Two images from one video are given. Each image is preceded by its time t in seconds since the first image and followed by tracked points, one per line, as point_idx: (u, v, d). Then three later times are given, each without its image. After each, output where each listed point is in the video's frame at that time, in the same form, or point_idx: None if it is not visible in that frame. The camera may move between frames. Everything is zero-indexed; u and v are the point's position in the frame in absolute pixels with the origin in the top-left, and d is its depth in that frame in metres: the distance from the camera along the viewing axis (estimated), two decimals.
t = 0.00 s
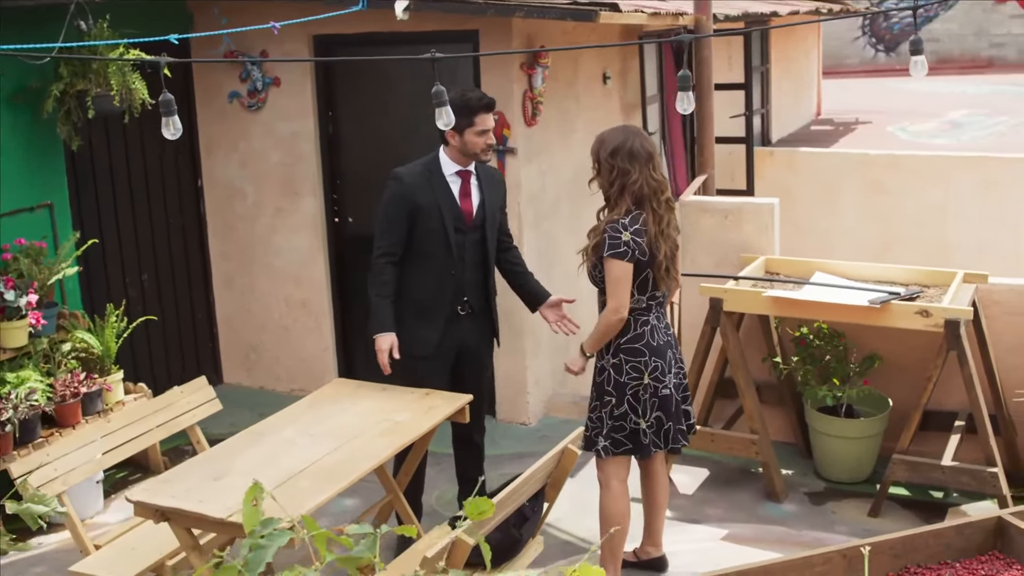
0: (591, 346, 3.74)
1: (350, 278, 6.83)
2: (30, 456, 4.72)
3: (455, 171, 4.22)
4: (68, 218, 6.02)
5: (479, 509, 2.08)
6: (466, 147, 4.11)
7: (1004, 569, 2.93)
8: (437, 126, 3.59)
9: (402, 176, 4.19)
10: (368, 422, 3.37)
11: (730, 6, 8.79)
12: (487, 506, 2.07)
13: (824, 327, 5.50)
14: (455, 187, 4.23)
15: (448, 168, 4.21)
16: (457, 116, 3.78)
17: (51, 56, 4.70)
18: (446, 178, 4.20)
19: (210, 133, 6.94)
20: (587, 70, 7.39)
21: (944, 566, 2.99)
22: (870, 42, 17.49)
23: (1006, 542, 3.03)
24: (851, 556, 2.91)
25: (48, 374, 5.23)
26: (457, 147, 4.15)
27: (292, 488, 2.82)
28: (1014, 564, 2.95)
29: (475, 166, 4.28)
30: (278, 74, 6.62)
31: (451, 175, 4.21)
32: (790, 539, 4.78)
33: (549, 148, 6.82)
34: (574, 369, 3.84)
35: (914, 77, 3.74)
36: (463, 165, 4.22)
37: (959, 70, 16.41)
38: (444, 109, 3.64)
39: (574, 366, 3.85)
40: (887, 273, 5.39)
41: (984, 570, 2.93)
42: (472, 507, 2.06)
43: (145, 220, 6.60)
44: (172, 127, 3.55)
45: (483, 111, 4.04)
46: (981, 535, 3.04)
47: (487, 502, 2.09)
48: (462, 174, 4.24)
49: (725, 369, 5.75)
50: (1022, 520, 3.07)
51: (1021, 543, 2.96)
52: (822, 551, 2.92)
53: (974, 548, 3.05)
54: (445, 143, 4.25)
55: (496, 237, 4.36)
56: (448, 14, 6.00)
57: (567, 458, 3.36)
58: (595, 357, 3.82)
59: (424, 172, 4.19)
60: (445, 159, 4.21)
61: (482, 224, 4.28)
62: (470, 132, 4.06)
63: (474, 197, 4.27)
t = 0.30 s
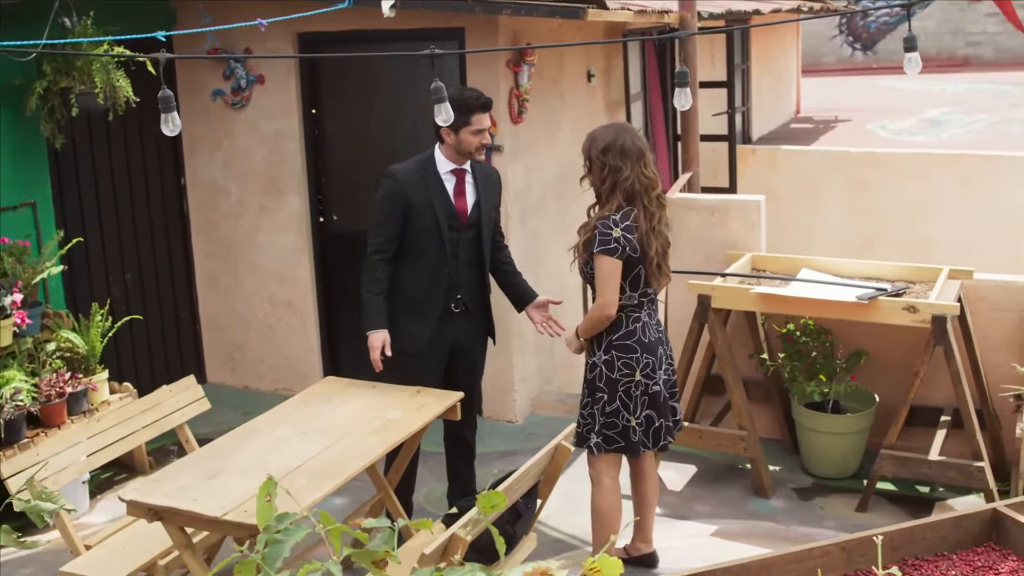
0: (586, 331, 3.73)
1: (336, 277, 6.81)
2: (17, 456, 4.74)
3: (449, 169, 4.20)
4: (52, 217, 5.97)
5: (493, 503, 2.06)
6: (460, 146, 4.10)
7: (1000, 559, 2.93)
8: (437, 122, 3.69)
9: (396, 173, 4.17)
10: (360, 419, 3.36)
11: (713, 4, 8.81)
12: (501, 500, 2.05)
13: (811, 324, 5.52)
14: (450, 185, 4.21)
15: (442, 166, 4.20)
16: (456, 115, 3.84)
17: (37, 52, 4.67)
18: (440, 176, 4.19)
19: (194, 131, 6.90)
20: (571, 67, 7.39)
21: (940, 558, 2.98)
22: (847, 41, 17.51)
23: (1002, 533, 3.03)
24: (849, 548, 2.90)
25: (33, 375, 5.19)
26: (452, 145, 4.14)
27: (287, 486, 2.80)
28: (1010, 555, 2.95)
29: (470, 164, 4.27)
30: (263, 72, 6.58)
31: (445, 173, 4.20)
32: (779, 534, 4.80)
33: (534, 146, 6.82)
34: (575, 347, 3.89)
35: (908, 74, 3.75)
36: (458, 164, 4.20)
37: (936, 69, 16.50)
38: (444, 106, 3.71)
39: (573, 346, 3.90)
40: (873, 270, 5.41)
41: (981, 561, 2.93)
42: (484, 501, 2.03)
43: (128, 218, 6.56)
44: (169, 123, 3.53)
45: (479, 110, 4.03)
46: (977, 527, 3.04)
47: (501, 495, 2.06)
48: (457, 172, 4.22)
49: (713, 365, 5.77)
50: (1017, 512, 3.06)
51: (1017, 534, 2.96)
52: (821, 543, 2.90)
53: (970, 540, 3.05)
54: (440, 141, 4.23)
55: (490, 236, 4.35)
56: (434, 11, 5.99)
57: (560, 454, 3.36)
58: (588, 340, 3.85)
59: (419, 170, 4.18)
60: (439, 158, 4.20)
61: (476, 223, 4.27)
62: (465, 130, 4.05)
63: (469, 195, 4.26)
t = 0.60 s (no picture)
0: (581, 343, 3.78)
1: (326, 275, 6.80)
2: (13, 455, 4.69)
3: (444, 168, 4.20)
4: (40, 217, 5.95)
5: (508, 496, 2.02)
6: (455, 144, 4.10)
7: (999, 552, 2.99)
8: (438, 120, 3.72)
9: (391, 172, 4.17)
10: (355, 418, 3.36)
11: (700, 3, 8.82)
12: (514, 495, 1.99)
13: (802, 321, 5.54)
14: (444, 183, 4.21)
15: (437, 164, 4.19)
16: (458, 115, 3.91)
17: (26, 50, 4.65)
18: (435, 174, 4.19)
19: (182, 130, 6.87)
20: (560, 65, 7.39)
21: (941, 551, 3.02)
22: (830, 39, 17.55)
23: (1000, 527, 3.09)
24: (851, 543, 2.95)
25: (22, 374, 5.16)
26: (446, 143, 4.14)
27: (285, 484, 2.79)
28: (1009, 548, 3.01)
29: (464, 162, 4.26)
30: (252, 70, 6.56)
31: (440, 171, 4.20)
32: (772, 531, 4.81)
33: (524, 144, 6.82)
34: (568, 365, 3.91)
35: (906, 71, 3.77)
36: (452, 161, 4.20)
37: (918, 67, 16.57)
38: (446, 104, 3.73)
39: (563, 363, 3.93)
40: (863, 267, 5.43)
41: (980, 554, 2.98)
42: (500, 496, 1.96)
43: (116, 217, 6.52)
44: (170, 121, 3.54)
45: (473, 108, 4.02)
46: (976, 521, 3.09)
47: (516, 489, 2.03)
48: (451, 170, 4.22)
49: (704, 362, 5.77)
50: (1015, 505, 3.12)
51: (1015, 528, 3.02)
52: (824, 537, 2.94)
53: (969, 533, 3.09)
54: (434, 139, 4.23)
55: (485, 234, 4.35)
56: (424, 9, 5.97)
57: (557, 451, 3.37)
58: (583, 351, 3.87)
59: (414, 168, 4.18)
60: (434, 156, 4.19)
61: (471, 221, 4.27)
62: (459, 127, 4.05)
63: (464, 193, 4.26)
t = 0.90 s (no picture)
0: (577, 353, 3.77)
1: (314, 276, 6.77)
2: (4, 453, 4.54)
3: (437, 167, 4.20)
4: (28, 216, 5.89)
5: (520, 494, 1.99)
6: (448, 143, 4.09)
7: (996, 547, 3.06)
8: (439, 120, 3.74)
9: (383, 171, 4.17)
10: (350, 417, 3.35)
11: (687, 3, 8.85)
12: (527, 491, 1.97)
13: (792, 319, 5.56)
14: (437, 182, 4.21)
15: (430, 164, 4.19)
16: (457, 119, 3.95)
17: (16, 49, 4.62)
18: (428, 174, 4.19)
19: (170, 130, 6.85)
20: (549, 65, 7.39)
21: (939, 545, 3.09)
22: (812, 39, 17.63)
23: (997, 521, 3.16)
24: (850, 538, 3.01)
25: (12, 375, 5.11)
26: (439, 142, 4.13)
27: (283, 483, 2.78)
28: (1006, 542, 3.09)
29: (456, 162, 4.27)
30: (241, 70, 6.55)
31: (433, 170, 4.19)
32: (764, 528, 4.83)
33: (514, 144, 6.82)
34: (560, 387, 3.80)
35: (903, 71, 3.79)
36: (444, 161, 4.20)
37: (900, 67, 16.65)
38: (446, 104, 3.78)
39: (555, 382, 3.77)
40: (853, 265, 5.46)
41: (977, 548, 3.06)
42: (512, 491, 1.95)
43: (105, 217, 6.49)
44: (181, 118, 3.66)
45: (466, 107, 4.03)
46: (973, 515, 3.16)
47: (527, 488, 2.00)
48: (444, 170, 4.22)
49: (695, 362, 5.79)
50: (1011, 500, 3.19)
51: (1011, 522, 3.10)
52: (824, 533, 2.99)
53: (966, 527, 3.16)
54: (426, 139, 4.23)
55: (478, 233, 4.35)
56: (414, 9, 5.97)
57: (553, 450, 3.37)
58: (581, 365, 3.83)
59: (406, 168, 4.18)
60: (426, 155, 4.19)
61: (463, 221, 4.27)
62: (452, 127, 4.05)
63: (456, 192, 4.26)
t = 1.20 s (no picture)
0: (572, 352, 3.77)
1: (301, 277, 6.75)
2: None
3: (427, 166, 4.20)
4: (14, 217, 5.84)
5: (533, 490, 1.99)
6: (439, 143, 4.10)
7: (991, 541, 3.27)
8: (439, 119, 3.73)
9: (374, 171, 4.17)
10: (343, 417, 3.35)
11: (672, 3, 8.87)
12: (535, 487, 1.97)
13: (779, 317, 5.59)
14: (428, 182, 4.21)
15: (421, 163, 4.19)
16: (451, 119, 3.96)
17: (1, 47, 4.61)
18: (419, 173, 4.19)
19: (155, 129, 6.82)
20: (535, 64, 7.40)
21: (937, 540, 3.30)
22: (793, 38, 17.70)
23: (991, 515, 3.37)
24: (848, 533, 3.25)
25: None
26: (431, 142, 4.13)
27: (279, 482, 2.78)
28: (1001, 536, 3.29)
29: (447, 161, 4.27)
30: (227, 69, 6.53)
31: (424, 170, 4.20)
32: (754, 525, 4.86)
33: (501, 143, 6.83)
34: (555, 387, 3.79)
35: (897, 70, 3.81)
36: (435, 161, 4.20)
37: (880, 66, 16.71)
38: (445, 102, 3.77)
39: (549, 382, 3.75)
40: (840, 263, 5.49)
41: (972, 542, 3.26)
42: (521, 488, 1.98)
43: (91, 217, 6.45)
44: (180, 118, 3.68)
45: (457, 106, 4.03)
46: (969, 510, 3.36)
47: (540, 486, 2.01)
48: (435, 169, 4.22)
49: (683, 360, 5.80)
50: (1005, 494, 3.39)
51: (1004, 515, 3.30)
52: (823, 529, 3.23)
53: (963, 521, 3.37)
54: (417, 139, 4.23)
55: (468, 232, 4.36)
56: (402, 8, 5.97)
57: (547, 448, 3.38)
58: (576, 362, 3.84)
59: (397, 167, 4.18)
60: (417, 155, 4.19)
61: (454, 220, 4.28)
62: (443, 127, 4.05)
63: (447, 191, 4.26)
